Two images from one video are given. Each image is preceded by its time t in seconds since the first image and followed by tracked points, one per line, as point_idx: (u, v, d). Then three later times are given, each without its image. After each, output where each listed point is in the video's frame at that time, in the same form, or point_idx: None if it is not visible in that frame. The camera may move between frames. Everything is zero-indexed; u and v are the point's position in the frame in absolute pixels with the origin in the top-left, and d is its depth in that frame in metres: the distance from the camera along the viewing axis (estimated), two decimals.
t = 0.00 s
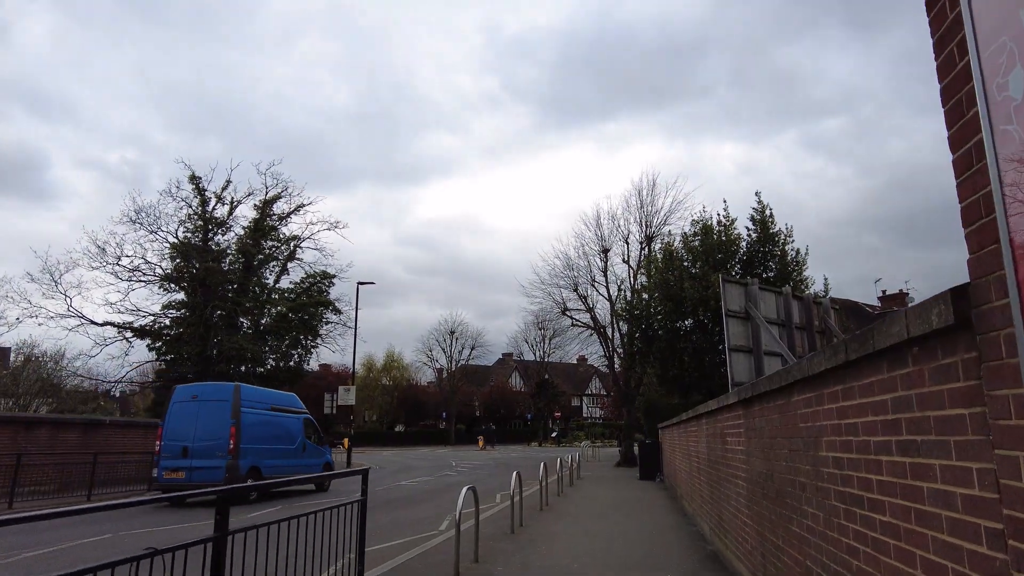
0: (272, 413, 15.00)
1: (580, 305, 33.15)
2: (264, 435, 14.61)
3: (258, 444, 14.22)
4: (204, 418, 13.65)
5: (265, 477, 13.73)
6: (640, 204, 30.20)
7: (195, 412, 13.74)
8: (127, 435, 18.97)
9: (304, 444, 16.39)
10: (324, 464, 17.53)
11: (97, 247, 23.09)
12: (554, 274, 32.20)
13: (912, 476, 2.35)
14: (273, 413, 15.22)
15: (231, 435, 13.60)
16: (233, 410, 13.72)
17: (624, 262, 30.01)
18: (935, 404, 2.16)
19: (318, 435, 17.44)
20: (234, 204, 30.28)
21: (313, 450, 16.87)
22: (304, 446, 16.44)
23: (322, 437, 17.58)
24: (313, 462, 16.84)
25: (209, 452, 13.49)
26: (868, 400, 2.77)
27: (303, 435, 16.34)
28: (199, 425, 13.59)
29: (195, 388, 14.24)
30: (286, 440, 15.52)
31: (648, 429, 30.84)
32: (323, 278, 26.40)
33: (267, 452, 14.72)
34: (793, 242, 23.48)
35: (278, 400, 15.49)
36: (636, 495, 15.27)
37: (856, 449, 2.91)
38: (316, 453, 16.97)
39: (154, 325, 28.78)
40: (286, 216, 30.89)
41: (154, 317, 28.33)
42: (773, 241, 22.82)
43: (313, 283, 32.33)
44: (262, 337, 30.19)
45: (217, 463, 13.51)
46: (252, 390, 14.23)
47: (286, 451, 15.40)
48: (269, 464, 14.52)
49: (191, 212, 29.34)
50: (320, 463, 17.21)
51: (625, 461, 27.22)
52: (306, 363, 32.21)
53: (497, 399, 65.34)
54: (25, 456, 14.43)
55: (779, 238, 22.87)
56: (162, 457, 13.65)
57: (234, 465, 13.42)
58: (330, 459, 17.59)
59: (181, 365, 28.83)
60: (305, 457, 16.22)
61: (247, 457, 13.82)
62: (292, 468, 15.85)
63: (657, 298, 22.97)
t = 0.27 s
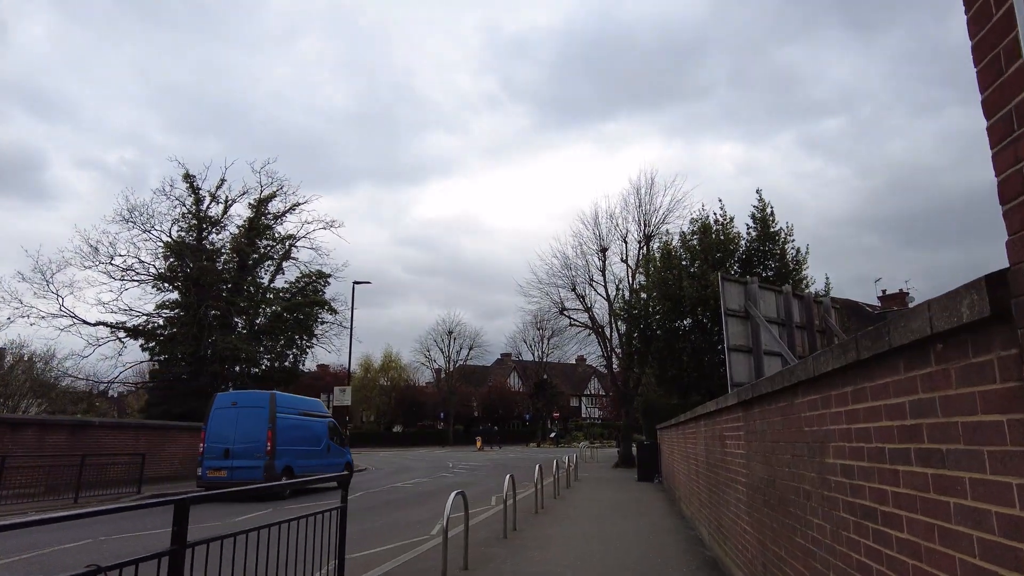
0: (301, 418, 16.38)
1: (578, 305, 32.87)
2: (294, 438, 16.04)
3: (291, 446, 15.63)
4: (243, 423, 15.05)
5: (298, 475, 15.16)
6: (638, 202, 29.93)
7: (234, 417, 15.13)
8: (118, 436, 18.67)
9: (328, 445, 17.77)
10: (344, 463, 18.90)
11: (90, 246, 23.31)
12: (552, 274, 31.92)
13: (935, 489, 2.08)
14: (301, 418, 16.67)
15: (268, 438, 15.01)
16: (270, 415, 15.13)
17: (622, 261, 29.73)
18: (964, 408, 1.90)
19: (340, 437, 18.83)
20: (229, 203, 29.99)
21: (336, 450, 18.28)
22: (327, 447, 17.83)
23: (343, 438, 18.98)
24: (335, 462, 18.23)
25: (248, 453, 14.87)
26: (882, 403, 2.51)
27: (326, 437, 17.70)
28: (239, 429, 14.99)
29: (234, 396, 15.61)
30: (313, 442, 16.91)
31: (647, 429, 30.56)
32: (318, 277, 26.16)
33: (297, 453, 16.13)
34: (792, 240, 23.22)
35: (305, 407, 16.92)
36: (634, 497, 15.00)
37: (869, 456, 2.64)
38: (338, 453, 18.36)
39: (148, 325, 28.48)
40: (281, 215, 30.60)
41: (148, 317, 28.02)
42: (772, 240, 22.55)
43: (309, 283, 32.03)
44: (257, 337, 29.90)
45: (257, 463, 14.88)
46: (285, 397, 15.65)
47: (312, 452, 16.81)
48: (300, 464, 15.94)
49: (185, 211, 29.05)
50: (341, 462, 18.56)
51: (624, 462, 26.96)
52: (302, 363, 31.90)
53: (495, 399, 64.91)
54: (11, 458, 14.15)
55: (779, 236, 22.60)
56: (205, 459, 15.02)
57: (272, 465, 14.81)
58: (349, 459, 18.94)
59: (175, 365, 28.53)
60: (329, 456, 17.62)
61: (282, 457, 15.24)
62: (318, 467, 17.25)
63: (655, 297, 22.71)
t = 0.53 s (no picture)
0: (327, 418, 17.47)
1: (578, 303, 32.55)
2: (321, 436, 17.13)
3: (319, 444, 16.73)
4: (276, 424, 16.14)
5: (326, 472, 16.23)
6: (639, 199, 29.60)
7: (268, 418, 16.23)
8: (109, 435, 18.37)
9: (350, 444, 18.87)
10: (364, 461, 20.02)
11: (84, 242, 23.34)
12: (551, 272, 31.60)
13: (980, 488, 1.80)
14: (327, 418, 17.75)
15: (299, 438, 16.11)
16: (300, 416, 16.22)
17: (622, 259, 29.41)
18: (1019, 392, 1.62)
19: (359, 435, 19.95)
20: (225, 200, 29.70)
21: (357, 448, 19.40)
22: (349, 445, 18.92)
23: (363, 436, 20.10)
24: (355, 459, 19.34)
25: (281, 451, 15.97)
26: (912, 391, 2.22)
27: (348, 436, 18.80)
28: (272, 429, 16.08)
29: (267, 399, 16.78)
30: (337, 440, 18.01)
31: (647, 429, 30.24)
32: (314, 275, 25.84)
33: (324, 450, 17.24)
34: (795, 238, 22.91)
35: (332, 407, 18.02)
36: (635, 498, 14.69)
37: (895, 452, 2.35)
38: (358, 451, 19.46)
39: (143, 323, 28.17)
40: (278, 212, 30.29)
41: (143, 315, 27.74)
42: (775, 237, 22.23)
43: (306, 281, 31.73)
44: (254, 335, 29.60)
45: (288, 460, 16.02)
46: (314, 399, 16.75)
47: (336, 450, 17.91)
48: (327, 461, 17.04)
49: (180, 208, 28.76)
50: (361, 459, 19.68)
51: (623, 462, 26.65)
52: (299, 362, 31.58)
53: (495, 398, 64.58)
54: None
55: (781, 233, 22.28)
56: (241, 456, 16.13)
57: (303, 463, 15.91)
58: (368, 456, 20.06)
59: (170, 364, 28.24)
60: (352, 454, 18.70)
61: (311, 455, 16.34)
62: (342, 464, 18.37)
63: (655, 295, 22.41)
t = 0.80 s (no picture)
0: (348, 420, 18.55)
1: (577, 302, 32.25)
2: (343, 437, 18.18)
3: (341, 444, 17.79)
4: (303, 426, 17.20)
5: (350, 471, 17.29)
6: (638, 198, 29.31)
7: (295, 421, 17.32)
8: (100, 435, 18.07)
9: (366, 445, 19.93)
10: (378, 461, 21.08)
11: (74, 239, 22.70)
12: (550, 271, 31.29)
13: None
14: (347, 421, 18.84)
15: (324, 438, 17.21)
16: (325, 418, 17.32)
17: (622, 258, 29.12)
18: None
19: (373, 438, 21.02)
20: (221, 198, 29.40)
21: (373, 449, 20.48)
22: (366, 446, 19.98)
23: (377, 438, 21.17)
24: (371, 459, 20.41)
25: (307, 451, 17.04)
26: (947, 395, 1.95)
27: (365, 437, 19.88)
28: (299, 431, 17.16)
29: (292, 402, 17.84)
30: (356, 441, 19.07)
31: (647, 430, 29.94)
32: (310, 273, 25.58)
33: (346, 450, 18.30)
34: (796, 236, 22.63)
35: (351, 411, 19.14)
36: (634, 500, 14.42)
37: (926, 461, 2.08)
38: (373, 452, 20.54)
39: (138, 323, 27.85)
40: (274, 210, 30.01)
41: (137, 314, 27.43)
42: (776, 235, 21.96)
43: (302, 280, 31.44)
44: (249, 335, 29.32)
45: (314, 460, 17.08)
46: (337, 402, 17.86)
47: (355, 450, 18.93)
48: (348, 460, 18.11)
49: (175, 206, 28.47)
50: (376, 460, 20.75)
51: (622, 463, 26.36)
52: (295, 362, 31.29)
53: (494, 398, 64.26)
54: None
55: (783, 232, 22.00)
56: (270, 456, 17.21)
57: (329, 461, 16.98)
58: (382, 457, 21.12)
59: (164, 363, 27.93)
60: (369, 454, 19.76)
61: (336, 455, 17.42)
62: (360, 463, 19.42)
63: (654, 294, 22.12)
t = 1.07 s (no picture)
0: (366, 420, 18.55)
1: (575, 301, 31.96)
2: (361, 437, 18.18)
3: (361, 444, 17.81)
4: (325, 426, 17.19)
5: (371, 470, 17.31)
6: (638, 195, 29.03)
7: (317, 420, 17.29)
8: (89, 434, 17.77)
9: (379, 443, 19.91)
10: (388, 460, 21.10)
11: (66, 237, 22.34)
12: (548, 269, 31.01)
13: None
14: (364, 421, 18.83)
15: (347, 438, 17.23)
16: (347, 418, 17.32)
17: (620, 256, 28.84)
18: None
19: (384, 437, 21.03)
20: (215, 195, 29.10)
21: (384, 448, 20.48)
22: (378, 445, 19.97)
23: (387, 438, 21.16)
24: (382, 459, 20.42)
25: (330, 450, 17.04)
26: (997, 379, 1.66)
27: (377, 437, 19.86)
28: (322, 431, 17.13)
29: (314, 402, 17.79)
30: (371, 440, 19.06)
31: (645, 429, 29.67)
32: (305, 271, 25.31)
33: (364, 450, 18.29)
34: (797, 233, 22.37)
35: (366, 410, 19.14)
36: (631, 500, 14.15)
37: (966, 456, 1.80)
38: (384, 451, 20.53)
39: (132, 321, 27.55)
40: (269, 207, 29.71)
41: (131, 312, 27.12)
42: (776, 233, 21.70)
43: (298, 278, 31.14)
44: (244, 333, 29.02)
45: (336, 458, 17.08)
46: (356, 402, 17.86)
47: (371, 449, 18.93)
48: (366, 459, 18.11)
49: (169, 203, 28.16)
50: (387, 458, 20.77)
51: (620, 463, 26.08)
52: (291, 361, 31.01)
53: (492, 398, 63.98)
54: None
55: (783, 229, 21.74)
56: (294, 455, 17.16)
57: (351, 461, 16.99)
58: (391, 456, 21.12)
59: (158, 361, 27.62)
60: (383, 453, 19.79)
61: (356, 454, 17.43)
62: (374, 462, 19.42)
63: (653, 291, 21.85)
